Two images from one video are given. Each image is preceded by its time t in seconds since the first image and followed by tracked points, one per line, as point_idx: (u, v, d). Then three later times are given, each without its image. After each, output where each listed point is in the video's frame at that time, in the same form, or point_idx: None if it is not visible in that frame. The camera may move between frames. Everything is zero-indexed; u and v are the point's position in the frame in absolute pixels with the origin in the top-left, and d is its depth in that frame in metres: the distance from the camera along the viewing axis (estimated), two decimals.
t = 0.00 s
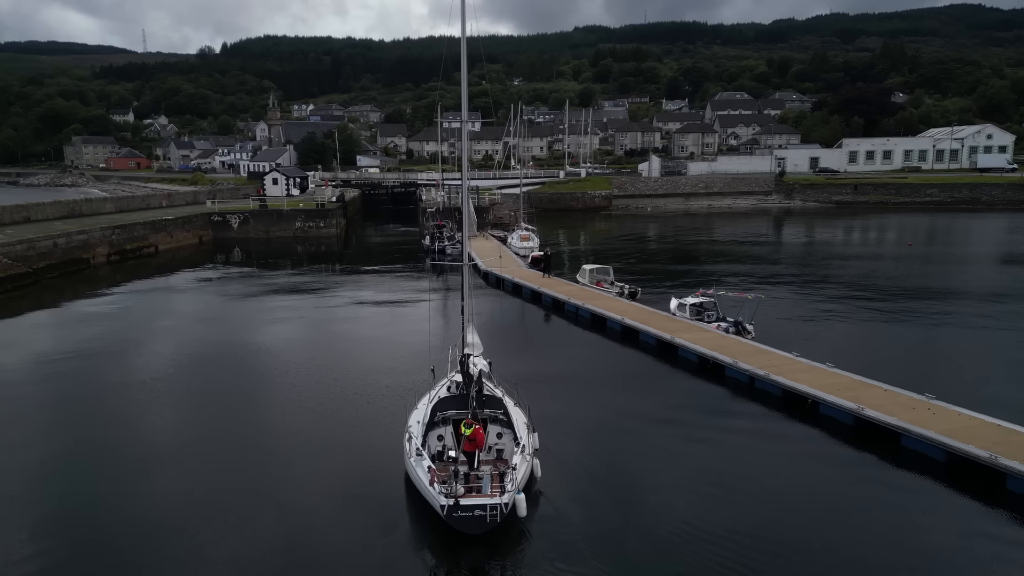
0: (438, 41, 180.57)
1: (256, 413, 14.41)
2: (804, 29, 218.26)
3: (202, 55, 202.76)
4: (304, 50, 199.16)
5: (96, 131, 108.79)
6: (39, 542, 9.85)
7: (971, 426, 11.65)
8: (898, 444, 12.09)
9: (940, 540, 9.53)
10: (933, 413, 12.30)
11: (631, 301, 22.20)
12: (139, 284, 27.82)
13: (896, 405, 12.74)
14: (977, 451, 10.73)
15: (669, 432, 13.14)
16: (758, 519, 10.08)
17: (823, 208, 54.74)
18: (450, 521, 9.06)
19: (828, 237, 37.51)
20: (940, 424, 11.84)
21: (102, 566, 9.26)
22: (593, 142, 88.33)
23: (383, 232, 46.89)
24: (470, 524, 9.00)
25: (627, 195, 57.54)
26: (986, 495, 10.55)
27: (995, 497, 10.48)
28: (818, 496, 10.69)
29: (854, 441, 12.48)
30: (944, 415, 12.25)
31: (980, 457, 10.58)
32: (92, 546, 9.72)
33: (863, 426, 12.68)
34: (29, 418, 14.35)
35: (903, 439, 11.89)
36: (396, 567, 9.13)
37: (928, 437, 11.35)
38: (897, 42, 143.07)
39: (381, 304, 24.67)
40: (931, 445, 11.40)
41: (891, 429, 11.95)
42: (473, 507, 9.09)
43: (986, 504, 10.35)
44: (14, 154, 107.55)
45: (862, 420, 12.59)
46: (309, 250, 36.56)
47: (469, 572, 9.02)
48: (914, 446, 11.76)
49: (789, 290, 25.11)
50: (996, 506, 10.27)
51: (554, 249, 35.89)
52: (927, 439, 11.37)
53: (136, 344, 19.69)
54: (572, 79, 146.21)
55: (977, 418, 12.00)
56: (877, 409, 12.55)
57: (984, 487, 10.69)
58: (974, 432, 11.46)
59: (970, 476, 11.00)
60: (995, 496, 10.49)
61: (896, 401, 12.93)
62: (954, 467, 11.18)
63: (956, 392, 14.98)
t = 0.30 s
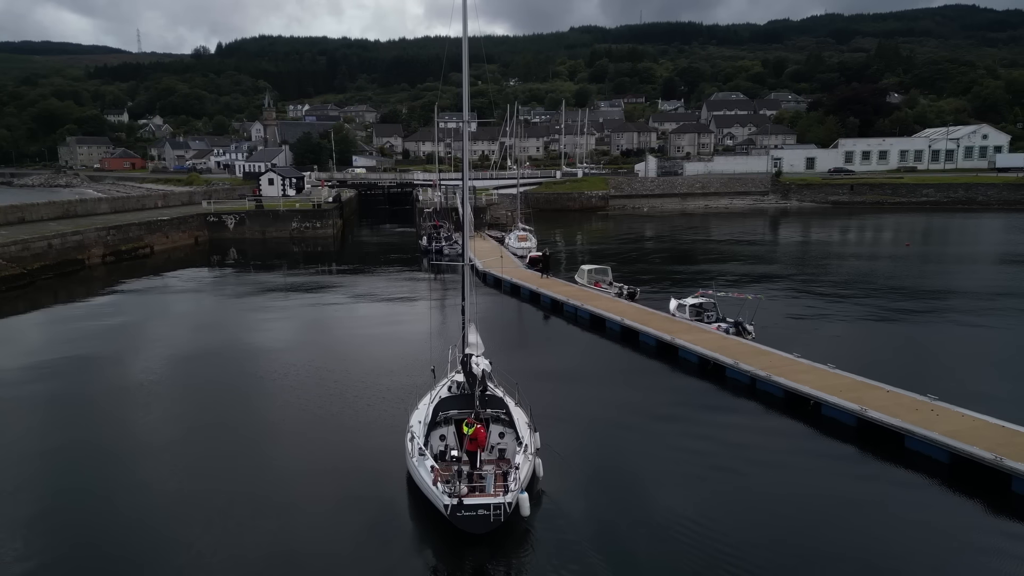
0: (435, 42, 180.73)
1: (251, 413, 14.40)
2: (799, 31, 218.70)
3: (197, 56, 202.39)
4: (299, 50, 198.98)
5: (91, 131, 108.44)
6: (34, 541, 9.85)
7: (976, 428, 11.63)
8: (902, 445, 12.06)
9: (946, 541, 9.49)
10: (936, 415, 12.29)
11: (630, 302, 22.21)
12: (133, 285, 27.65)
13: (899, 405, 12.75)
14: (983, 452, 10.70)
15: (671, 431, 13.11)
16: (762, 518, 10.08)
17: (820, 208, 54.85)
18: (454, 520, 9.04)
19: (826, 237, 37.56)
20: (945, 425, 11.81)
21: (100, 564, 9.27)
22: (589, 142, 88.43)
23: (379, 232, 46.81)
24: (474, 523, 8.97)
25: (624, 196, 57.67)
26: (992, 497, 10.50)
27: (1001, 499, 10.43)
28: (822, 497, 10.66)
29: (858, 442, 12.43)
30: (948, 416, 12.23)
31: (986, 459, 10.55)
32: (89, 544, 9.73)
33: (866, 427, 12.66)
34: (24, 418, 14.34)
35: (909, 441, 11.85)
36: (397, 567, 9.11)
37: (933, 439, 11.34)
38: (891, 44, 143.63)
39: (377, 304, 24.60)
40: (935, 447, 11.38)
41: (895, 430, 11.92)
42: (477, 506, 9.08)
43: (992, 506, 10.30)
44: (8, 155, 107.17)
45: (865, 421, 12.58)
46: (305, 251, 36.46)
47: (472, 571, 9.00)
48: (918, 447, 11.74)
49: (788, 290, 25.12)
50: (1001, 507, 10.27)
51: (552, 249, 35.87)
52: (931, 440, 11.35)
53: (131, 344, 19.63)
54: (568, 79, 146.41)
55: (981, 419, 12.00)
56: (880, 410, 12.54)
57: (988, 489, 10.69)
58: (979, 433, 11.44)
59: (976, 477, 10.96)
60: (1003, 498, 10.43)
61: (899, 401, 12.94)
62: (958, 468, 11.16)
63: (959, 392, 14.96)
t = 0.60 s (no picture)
0: (430, 42, 180.66)
1: (247, 413, 14.35)
2: (793, 31, 219.31)
3: (192, 55, 201.86)
4: (295, 50, 198.66)
5: (85, 131, 108.03)
6: (26, 541, 9.83)
7: (979, 430, 11.56)
8: (905, 447, 12.00)
9: (948, 544, 9.46)
10: (939, 416, 12.23)
11: (629, 302, 22.18)
12: (129, 286, 27.54)
13: (901, 407, 12.69)
14: (987, 455, 10.63)
15: (671, 432, 13.09)
16: (763, 520, 10.06)
17: (816, 208, 54.99)
18: (456, 519, 9.03)
19: (822, 237, 37.61)
20: (948, 427, 11.75)
21: (91, 566, 9.25)
22: (585, 143, 88.47)
23: (375, 232, 46.70)
24: (477, 523, 8.95)
25: (620, 196, 57.69)
26: (997, 501, 10.43)
27: (1006, 502, 10.36)
28: (824, 500, 10.64)
29: (861, 445, 12.37)
30: (951, 418, 12.17)
31: (990, 462, 10.48)
32: (81, 545, 9.71)
33: (869, 429, 12.60)
34: (18, 418, 14.33)
35: (911, 443, 11.80)
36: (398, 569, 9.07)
37: (936, 440, 11.27)
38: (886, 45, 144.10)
39: (374, 304, 24.50)
40: (938, 449, 11.33)
41: (898, 432, 11.85)
42: (479, 506, 9.07)
43: (996, 510, 10.24)
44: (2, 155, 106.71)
45: (867, 424, 12.51)
46: (301, 252, 36.33)
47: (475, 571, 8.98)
48: (921, 449, 11.68)
49: (786, 290, 25.15)
50: (1005, 511, 10.21)
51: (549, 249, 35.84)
52: (935, 443, 11.27)
53: (126, 344, 19.60)
54: (564, 80, 146.50)
55: (985, 421, 11.93)
56: (882, 412, 12.48)
57: (993, 492, 10.63)
58: (983, 435, 11.37)
59: (979, 480, 10.90)
60: (1007, 501, 10.37)
61: (901, 403, 12.89)
62: (962, 471, 11.10)
63: (958, 392, 14.95)
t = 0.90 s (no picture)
0: (425, 42, 180.54)
1: (244, 414, 14.31)
2: (788, 32, 219.86)
3: (186, 55, 201.07)
4: (289, 49, 198.17)
5: (79, 131, 107.48)
6: (22, 541, 9.81)
7: (983, 431, 11.53)
8: (908, 449, 11.96)
9: (953, 545, 9.42)
10: (942, 417, 12.21)
11: (628, 303, 22.16)
12: (124, 287, 27.41)
13: (904, 408, 12.67)
14: (991, 457, 10.58)
15: (672, 432, 13.05)
16: (766, 520, 10.03)
17: (811, 208, 55.12)
18: (460, 518, 9.08)
19: (819, 237, 37.67)
20: (952, 428, 11.72)
21: (84, 566, 9.24)
22: (581, 143, 88.47)
23: (372, 232, 46.59)
24: (480, 521, 9.02)
25: (616, 196, 57.69)
26: (1001, 502, 10.39)
27: (1010, 504, 10.32)
28: (827, 500, 10.61)
29: (863, 447, 12.34)
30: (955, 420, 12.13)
31: (994, 463, 10.43)
32: (73, 545, 9.70)
33: (871, 429, 12.57)
34: (14, 418, 14.29)
35: (914, 445, 11.77)
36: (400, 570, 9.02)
37: (939, 442, 11.23)
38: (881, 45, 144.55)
39: (372, 305, 24.40)
40: (941, 450, 11.28)
41: (901, 434, 11.81)
42: (482, 505, 9.12)
43: (1001, 511, 10.19)
44: None
45: (870, 425, 12.48)
46: (297, 252, 36.20)
47: (478, 569, 9.00)
48: (925, 451, 11.64)
49: (784, 290, 25.16)
50: (1011, 512, 10.15)
51: (546, 249, 35.80)
52: (938, 444, 11.23)
53: (122, 344, 19.56)
54: (559, 79, 146.50)
55: (989, 422, 11.91)
56: (885, 413, 12.45)
57: (997, 493, 10.59)
58: (986, 436, 11.34)
59: (982, 481, 10.86)
60: (1011, 503, 10.33)
61: (904, 404, 12.85)
62: (966, 472, 11.06)
63: (958, 393, 14.95)
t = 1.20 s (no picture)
0: (420, 42, 180.37)
1: (239, 415, 14.29)
2: (782, 32, 220.50)
3: (180, 55, 200.43)
4: (284, 49, 197.81)
5: (72, 130, 107.04)
6: (16, 540, 9.82)
7: (985, 433, 11.54)
8: (911, 450, 11.96)
9: (956, 544, 9.41)
10: (945, 419, 12.22)
11: (627, 303, 22.14)
12: (120, 287, 27.34)
13: (907, 410, 12.68)
14: (995, 458, 10.59)
15: (673, 432, 13.03)
16: (768, 518, 10.01)
17: (808, 208, 55.27)
18: (463, 517, 9.10)
19: (816, 237, 37.77)
20: (955, 430, 11.74)
21: (77, 566, 9.24)
22: (577, 142, 88.51)
23: (368, 232, 46.50)
24: (484, 520, 9.04)
25: (613, 196, 57.76)
26: (1005, 503, 10.39)
27: (1014, 505, 10.31)
28: (829, 499, 10.59)
29: (867, 449, 12.33)
30: (957, 421, 12.15)
31: (998, 464, 10.44)
32: (65, 545, 9.72)
33: (874, 431, 12.56)
34: (9, 417, 14.30)
35: (917, 446, 11.77)
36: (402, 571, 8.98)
37: (943, 444, 11.22)
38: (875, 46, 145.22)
39: (369, 305, 24.38)
40: (945, 452, 11.27)
41: (904, 435, 11.81)
42: (486, 503, 9.13)
43: (1005, 512, 10.19)
44: None
45: (873, 426, 12.47)
46: (293, 252, 36.10)
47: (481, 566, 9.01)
48: (928, 452, 11.63)
49: (782, 289, 25.19)
50: (1015, 513, 10.15)
51: (544, 250, 35.77)
52: (942, 446, 11.24)
53: (118, 344, 19.55)
54: (555, 79, 146.61)
55: (991, 423, 11.95)
56: (888, 415, 12.45)
57: (1001, 494, 10.59)
58: (990, 438, 11.35)
59: (986, 482, 10.86)
60: (1015, 503, 10.33)
61: (906, 405, 12.87)
62: (969, 473, 11.06)
63: (958, 393, 14.98)
